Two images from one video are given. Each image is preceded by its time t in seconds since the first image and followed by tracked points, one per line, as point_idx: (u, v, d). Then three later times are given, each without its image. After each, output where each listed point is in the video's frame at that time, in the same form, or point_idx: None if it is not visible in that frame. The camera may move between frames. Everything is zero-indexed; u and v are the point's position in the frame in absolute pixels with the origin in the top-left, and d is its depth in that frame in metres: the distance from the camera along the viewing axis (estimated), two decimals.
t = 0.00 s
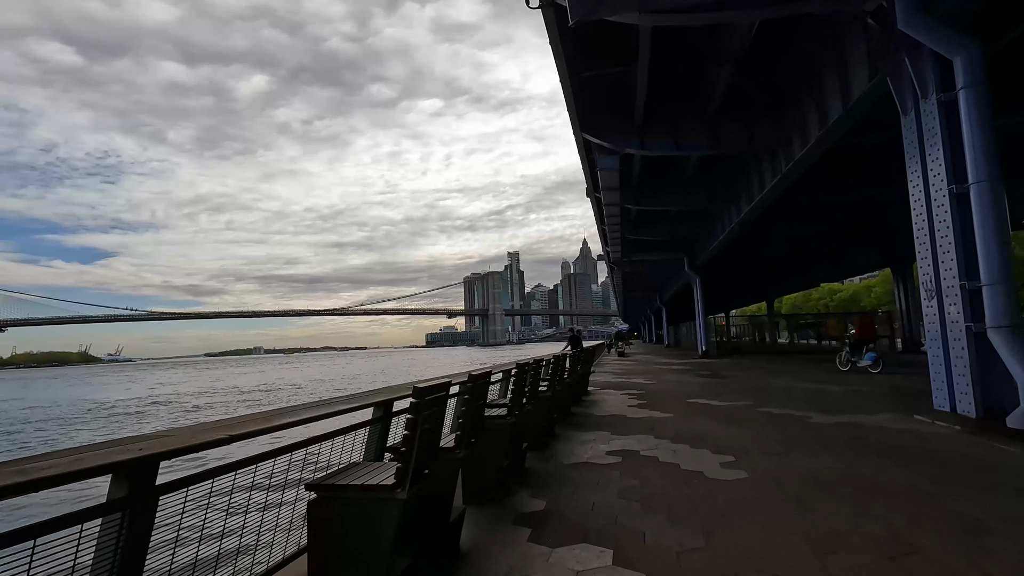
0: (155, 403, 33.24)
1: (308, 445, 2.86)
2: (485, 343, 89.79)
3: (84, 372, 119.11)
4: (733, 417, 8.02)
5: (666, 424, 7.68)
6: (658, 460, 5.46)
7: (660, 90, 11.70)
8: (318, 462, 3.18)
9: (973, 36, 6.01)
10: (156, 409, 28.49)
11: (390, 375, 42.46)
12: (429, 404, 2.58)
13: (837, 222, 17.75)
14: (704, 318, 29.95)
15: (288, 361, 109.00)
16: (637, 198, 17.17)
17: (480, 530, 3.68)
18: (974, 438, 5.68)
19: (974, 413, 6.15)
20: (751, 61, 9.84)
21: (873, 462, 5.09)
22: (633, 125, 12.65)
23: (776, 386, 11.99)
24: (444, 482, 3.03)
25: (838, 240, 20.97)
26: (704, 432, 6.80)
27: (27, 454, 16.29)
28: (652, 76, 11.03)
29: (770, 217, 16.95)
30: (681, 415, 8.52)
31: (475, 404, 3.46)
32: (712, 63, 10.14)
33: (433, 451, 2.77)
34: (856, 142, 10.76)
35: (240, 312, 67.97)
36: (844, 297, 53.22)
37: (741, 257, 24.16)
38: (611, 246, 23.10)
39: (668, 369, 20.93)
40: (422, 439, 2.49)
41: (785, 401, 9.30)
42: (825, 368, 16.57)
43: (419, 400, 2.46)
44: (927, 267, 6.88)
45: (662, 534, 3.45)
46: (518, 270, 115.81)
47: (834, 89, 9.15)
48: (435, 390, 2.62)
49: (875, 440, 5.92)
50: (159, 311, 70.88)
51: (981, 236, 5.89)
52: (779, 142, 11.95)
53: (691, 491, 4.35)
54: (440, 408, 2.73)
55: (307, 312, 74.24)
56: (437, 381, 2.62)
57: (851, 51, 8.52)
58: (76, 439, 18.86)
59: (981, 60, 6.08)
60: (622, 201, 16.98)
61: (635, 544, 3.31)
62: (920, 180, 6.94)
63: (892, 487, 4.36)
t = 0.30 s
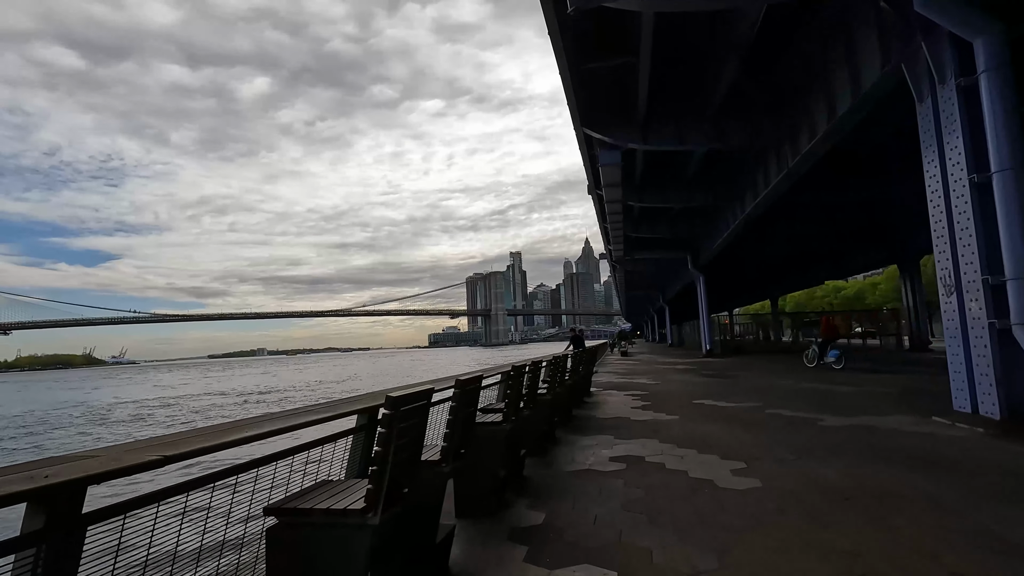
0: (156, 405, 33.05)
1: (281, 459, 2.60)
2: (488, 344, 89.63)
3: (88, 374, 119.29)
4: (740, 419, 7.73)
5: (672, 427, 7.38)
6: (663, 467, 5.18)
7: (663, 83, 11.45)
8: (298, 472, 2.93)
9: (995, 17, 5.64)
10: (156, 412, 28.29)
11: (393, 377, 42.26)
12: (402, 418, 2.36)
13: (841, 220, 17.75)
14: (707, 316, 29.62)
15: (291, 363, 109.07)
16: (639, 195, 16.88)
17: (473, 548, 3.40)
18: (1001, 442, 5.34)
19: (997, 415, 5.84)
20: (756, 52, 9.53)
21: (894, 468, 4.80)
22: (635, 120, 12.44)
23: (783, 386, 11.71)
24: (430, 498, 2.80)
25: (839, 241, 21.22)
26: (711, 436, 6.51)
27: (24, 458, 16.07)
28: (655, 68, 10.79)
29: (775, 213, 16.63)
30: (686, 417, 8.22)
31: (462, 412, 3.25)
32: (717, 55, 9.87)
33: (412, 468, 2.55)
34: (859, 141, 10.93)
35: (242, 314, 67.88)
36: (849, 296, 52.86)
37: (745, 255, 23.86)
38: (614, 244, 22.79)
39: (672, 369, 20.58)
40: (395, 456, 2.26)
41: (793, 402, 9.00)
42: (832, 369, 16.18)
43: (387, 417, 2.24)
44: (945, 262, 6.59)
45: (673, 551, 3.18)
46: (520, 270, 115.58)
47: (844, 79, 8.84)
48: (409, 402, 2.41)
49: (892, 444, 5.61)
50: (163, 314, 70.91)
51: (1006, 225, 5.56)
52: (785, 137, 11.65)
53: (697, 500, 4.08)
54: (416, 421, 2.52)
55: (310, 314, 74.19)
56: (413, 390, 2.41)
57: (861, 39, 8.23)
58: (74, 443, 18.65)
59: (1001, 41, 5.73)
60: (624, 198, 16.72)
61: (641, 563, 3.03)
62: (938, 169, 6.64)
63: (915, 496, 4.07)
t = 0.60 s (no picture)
0: (160, 410, 32.82)
1: (236, 478, 2.41)
2: (492, 344, 89.19)
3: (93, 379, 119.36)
4: (754, 419, 7.37)
5: (682, 428, 7.03)
6: (674, 472, 4.86)
7: (667, 72, 11.15)
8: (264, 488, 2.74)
9: None
10: (157, 417, 27.95)
11: (396, 379, 41.86)
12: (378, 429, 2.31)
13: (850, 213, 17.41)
14: (714, 314, 29.18)
15: (295, 366, 108.81)
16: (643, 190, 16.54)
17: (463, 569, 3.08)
18: None
19: None
20: (765, 37, 9.20)
21: (925, 470, 4.45)
22: (639, 111, 12.15)
23: (794, 385, 11.32)
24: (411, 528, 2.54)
25: (839, 240, 22.03)
26: (724, 437, 6.16)
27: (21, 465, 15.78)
28: (659, 57, 10.48)
29: (782, 207, 16.26)
30: (697, 417, 7.87)
31: (449, 421, 3.15)
32: (724, 41, 9.57)
33: (384, 488, 2.45)
34: (864, 136, 10.95)
35: (244, 318, 67.60)
36: (857, 292, 52.24)
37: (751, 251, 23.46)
38: (618, 242, 22.42)
39: (678, 368, 20.19)
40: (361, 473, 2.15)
41: (808, 401, 8.63)
42: (843, 366, 15.75)
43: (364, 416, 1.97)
44: (972, 251, 6.23)
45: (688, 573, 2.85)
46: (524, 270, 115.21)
47: (856, 63, 8.53)
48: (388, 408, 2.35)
49: (920, 445, 5.25)
50: (166, 319, 70.76)
51: None
52: (794, 127, 11.33)
53: (714, 513, 3.75)
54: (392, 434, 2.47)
55: (313, 316, 73.90)
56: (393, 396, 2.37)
57: (875, 19, 7.90)
58: (74, 450, 18.38)
59: None
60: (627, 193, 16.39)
61: None
62: (962, 154, 6.29)
63: (955, 505, 3.71)
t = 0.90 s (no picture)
0: (160, 413, 32.66)
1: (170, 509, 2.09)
2: (493, 345, 88.91)
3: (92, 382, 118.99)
4: (761, 423, 7.09)
5: (686, 433, 6.72)
6: (679, 484, 4.53)
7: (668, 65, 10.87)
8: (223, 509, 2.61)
9: None
10: (154, 420, 27.63)
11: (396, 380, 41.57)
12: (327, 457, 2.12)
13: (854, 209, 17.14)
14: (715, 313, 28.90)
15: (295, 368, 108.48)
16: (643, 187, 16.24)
17: None
18: None
19: None
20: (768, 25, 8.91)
21: (948, 480, 4.16)
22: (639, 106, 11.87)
23: (800, 386, 11.05)
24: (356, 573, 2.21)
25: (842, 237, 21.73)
26: (729, 443, 5.87)
27: (17, 470, 15.60)
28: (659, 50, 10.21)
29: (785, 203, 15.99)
30: (700, 422, 7.58)
31: (424, 438, 2.86)
32: (727, 31, 9.29)
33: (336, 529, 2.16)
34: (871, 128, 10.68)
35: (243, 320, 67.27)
36: (857, 290, 52.12)
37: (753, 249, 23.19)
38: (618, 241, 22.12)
39: (680, 368, 19.92)
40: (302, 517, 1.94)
41: (815, 404, 8.34)
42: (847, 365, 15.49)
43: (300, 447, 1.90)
44: (988, 245, 5.95)
45: None
46: (525, 270, 115.07)
47: (862, 51, 8.27)
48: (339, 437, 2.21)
49: (939, 451, 4.95)
50: (165, 321, 70.42)
51: None
52: (799, 118, 11.05)
53: (725, 531, 3.46)
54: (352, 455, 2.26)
55: (312, 318, 73.57)
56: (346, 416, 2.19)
57: (882, 5, 7.60)
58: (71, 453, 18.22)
59: None
60: (627, 191, 16.08)
61: None
62: (977, 144, 6.00)
63: (988, 519, 3.42)
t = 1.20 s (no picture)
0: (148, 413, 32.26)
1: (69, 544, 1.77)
2: (487, 345, 88.63)
3: (83, 382, 117.78)
4: (759, 427, 6.82)
5: (680, 439, 6.43)
6: (671, 496, 4.22)
7: (665, 57, 10.63)
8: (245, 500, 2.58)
9: None
10: (144, 421, 27.19)
11: (390, 380, 41.21)
12: (236, 488, 1.64)
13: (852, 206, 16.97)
14: (710, 313, 28.71)
15: (288, 368, 107.78)
16: (638, 185, 15.96)
17: None
18: None
19: None
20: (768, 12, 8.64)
21: (964, 493, 3.86)
22: (633, 101, 11.63)
23: (798, 387, 10.82)
24: None
25: (838, 236, 21.61)
26: (727, 449, 5.60)
27: None
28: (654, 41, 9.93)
29: (782, 201, 15.77)
30: (695, 426, 7.29)
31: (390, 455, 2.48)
32: (725, 21, 9.07)
33: None
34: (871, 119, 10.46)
35: (235, 321, 66.55)
36: (849, 291, 52.26)
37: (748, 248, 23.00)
38: (612, 240, 21.85)
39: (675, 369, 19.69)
40: None
41: (814, 407, 8.08)
42: (844, 366, 15.32)
43: (165, 493, 1.39)
44: (996, 242, 5.69)
45: None
46: (519, 270, 114.87)
47: (864, 42, 8.06)
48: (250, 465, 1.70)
49: (948, 458, 4.71)
50: (157, 321, 69.66)
51: None
52: (799, 113, 10.81)
53: (724, 553, 3.15)
54: (265, 486, 1.75)
55: (305, 317, 72.99)
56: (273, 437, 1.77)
57: None
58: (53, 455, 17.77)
59: None
60: (621, 189, 15.80)
61: None
62: (985, 136, 5.72)
63: (1014, 536, 3.12)
